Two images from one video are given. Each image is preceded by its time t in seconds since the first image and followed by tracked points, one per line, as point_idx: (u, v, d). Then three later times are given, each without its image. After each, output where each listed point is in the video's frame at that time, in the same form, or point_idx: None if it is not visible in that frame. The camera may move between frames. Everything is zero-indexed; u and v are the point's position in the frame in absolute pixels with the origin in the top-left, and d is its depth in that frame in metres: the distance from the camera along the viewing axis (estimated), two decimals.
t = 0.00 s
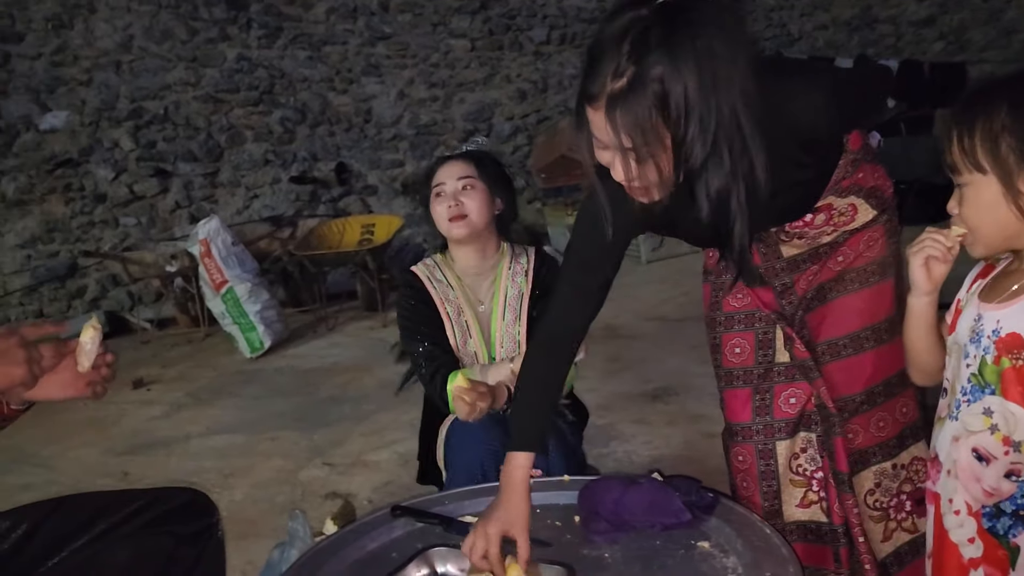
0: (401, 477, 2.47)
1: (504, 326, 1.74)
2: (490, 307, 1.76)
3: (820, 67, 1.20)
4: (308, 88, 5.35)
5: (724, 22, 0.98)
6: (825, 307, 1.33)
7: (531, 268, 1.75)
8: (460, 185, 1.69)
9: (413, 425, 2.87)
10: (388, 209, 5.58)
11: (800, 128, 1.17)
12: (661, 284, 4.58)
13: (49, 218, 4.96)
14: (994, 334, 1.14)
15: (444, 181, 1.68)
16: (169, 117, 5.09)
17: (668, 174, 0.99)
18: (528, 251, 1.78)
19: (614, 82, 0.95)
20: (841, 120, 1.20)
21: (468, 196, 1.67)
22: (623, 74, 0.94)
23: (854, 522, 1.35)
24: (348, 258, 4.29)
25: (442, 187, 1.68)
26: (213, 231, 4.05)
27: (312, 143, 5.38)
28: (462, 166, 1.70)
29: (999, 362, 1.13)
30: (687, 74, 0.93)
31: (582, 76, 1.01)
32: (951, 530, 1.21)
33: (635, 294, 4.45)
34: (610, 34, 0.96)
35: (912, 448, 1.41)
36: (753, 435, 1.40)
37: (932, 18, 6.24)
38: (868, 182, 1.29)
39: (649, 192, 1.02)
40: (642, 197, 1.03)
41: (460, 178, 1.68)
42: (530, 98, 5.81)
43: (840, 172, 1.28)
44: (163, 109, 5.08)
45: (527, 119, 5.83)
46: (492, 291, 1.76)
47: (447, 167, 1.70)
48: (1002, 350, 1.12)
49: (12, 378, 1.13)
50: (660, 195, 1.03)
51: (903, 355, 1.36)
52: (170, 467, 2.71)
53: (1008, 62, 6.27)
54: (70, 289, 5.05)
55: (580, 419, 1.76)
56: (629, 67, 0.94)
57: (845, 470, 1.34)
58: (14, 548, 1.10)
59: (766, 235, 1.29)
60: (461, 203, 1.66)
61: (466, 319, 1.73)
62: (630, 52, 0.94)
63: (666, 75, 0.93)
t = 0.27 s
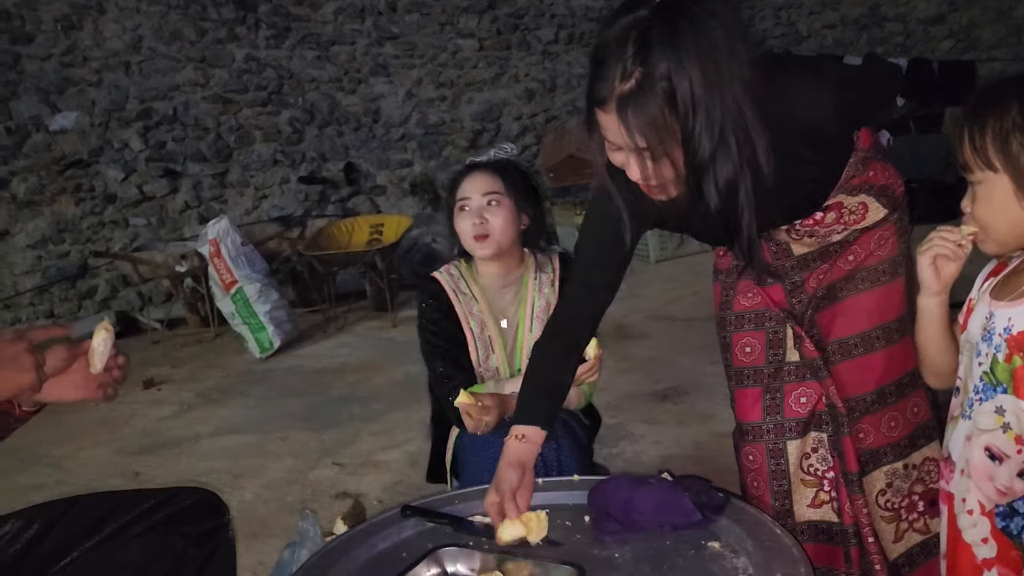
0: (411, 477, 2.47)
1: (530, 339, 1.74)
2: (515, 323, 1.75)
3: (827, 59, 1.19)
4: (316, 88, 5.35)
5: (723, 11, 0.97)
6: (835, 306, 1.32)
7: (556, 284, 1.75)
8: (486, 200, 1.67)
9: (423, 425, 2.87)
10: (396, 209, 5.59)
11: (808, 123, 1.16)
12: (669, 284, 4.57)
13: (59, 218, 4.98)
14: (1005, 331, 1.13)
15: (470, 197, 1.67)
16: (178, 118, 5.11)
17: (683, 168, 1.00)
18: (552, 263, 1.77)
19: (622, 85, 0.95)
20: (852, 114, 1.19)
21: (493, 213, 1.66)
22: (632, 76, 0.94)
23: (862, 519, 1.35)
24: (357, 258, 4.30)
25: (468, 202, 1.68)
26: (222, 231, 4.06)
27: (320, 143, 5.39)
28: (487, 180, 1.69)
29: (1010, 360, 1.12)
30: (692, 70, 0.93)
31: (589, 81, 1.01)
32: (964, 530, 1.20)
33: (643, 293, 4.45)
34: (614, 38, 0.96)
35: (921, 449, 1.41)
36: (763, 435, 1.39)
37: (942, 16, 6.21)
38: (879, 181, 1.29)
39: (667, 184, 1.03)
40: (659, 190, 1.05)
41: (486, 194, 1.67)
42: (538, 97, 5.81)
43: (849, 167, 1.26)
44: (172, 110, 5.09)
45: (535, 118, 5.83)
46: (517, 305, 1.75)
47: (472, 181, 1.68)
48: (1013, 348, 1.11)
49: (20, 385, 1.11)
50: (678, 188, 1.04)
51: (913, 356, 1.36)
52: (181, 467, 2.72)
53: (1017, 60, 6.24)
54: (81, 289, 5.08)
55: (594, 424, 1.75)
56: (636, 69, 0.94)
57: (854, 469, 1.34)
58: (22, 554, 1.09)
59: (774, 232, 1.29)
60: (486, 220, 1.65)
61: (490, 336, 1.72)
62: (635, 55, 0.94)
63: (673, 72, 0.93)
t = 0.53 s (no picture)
0: (415, 476, 2.47)
1: (542, 336, 1.73)
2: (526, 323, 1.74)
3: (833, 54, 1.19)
4: (319, 88, 5.35)
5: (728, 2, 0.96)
6: (843, 304, 1.31)
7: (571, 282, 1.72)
8: (497, 204, 1.65)
9: (427, 424, 2.87)
10: (400, 208, 5.58)
11: (810, 117, 1.16)
12: (673, 283, 4.56)
13: (63, 218, 5.00)
14: (1010, 328, 1.13)
15: (480, 201, 1.65)
16: (182, 118, 5.12)
17: (687, 158, 0.99)
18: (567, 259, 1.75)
19: (628, 74, 0.95)
20: (856, 110, 1.18)
21: (504, 218, 1.64)
22: (637, 66, 0.94)
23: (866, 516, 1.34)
24: (360, 257, 4.29)
25: (478, 205, 1.65)
26: (225, 231, 4.04)
27: (324, 142, 5.39)
28: (499, 181, 1.65)
29: (1015, 357, 1.12)
30: (695, 60, 0.93)
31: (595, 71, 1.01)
32: (967, 527, 1.18)
33: (647, 292, 4.43)
34: (619, 29, 0.96)
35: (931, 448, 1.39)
36: (770, 431, 1.39)
37: (947, 12, 6.18)
38: (889, 179, 1.28)
39: (671, 176, 1.02)
40: (662, 181, 1.04)
41: (498, 198, 1.64)
42: (542, 96, 5.79)
43: (861, 166, 1.27)
44: (176, 110, 5.10)
45: (539, 116, 5.82)
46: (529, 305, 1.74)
47: (483, 184, 1.65)
48: (1019, 345, 1.11)
49: (23, 387, 1.11)
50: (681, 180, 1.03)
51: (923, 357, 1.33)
52: (184, 466, 2.72)
53: None
54: (85, 289, 5.10)
55: (603, 427, 1.74)
56: (641, 59, 0.94)
57: (857, 469, 1.33)
58: (28, 553, 1.09)
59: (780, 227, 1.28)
60: (497, 225, 1.64)
61: (498, 331, 1.72)
62: (640, 44, 0.94)
63: (677, 61, 0.93)
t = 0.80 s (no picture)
0: (414, 475, 2.47)
1: (542, 341, 1.74)
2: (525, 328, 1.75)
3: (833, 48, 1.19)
4: (318, 88, 5.35)
5: None
6: (847, 304, 1.32)
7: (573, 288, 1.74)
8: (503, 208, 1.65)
9: (425, 424, 2.87)
10: (399, 207, 5.59)
11: (810, 112, 1.17)
12: (672, 282, 4.56)
13: (62, 219, 5.00)
14: (1011, 327, 1.13)
15: (487, 205, 1.64)
16: (181, 118, 5.12)
17: (690, 145, 1.00)
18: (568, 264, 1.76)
19: (632, 60, 0.95)
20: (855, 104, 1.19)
21: (510, 221, 1.64)
22: (641, 52, 0.94)
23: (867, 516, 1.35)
24: (359, 257, 4.30)
25: (484, 209, 1.65)
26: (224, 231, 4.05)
27: (323, 142, 5.39)
28: (506, 185, 1.65)
29: (1016, 357, 1.12)
30: (698, 49, 0.93)
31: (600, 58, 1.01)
32: (968, 527, 1.19)
33: (646, 292, 4.44)
34: (624, 16, 0.96)
35: (938, 450, 1.39)
36: (773, 430, 1.40)
37: (945, 12, 6.19)
38: (898, 179, 1.28)
39: (675, 162, 1.03)
40: (664, 167, 1.05)
41: (505, 202, 1.64)
42: (540, 96, 5.80)
43: (869, 165, 1.27)
44: (174, 110, 5.10)
45: (537, 116, 5.82)
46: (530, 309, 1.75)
47: (490, 188, 1.64)
48: (1019, 344, 1.12)
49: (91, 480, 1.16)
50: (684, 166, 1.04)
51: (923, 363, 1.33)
52: (183, 466, 2.73)
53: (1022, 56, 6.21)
54: (84, 289, 5.11)
55: (597, 431, 1.75)
56: (646, 45, 0.94)
57: (857, 468, 1.34)
58: (26, 554, 1.11)
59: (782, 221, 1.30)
60: (503, 229, 1.63)
61: (497, 336, 1.73)
62: (645, 30, 0.94)
63: (682, 48, 0.93)
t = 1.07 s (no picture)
0: (412, 474, 2.47)
1: (539, 339, 1.73)
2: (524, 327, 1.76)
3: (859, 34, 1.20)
4: (315, 87, 5.35)
5: None
6: (846, 302, 1.32)
7: (569, 287, 1.73)
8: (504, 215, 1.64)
9: (424, 423, 2.87)
10: (396, 206, 5.58)
11: (826, 98, 1.17)
12: (670, 281, 4.56)
13: (59, 218, 4.99)
14: (1013, 326, 1.13)
15: (488, 212, 1.64)
16: (178, 117, 5.11)
17: (698, 97, 1.05)
18: (568, 262, 1.76)
19: (645, 10, 0.99)
20: (871, 93, 1.19)
21: (512, 229, 1.64)
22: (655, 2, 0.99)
23: (851, 516, 1.36)
24: (357, 256, 4.30)
25: (486, 217, 1.65)
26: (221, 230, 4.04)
27: (320, 141, 5.38)
28: (506, 190, 1.63)
29: (1018, 355, 1.13)
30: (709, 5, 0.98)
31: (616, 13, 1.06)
32: (970, 527, 1.19)
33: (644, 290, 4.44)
34: None
35: (934, 457, 1.39)
36: (771, 427, 1.41)
37: (941, 11, 6.20)
38: (904, 178, 1.27)
39: (682, 118, 1.08)
40: (671, 123, 1.09)
41: (506, 209, 1.63)
42: (538, 94, 5.80)
43: (872, 162, 1.26)
44: (172, 109, 5.09)
45: (535, 115, 5.83)
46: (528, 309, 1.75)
47: (490, 194, 1.63)
48: (1021, 343, 1.13)
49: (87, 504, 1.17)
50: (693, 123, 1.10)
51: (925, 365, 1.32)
52: (181, 466, 2.72)
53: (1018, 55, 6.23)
54: (81, 289, 5.09)
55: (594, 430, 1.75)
56: None
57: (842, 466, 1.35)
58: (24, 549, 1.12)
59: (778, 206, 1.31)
60: (505, 237, 1.64)
61: (495, 335, 1.73)
62: None
63: None
